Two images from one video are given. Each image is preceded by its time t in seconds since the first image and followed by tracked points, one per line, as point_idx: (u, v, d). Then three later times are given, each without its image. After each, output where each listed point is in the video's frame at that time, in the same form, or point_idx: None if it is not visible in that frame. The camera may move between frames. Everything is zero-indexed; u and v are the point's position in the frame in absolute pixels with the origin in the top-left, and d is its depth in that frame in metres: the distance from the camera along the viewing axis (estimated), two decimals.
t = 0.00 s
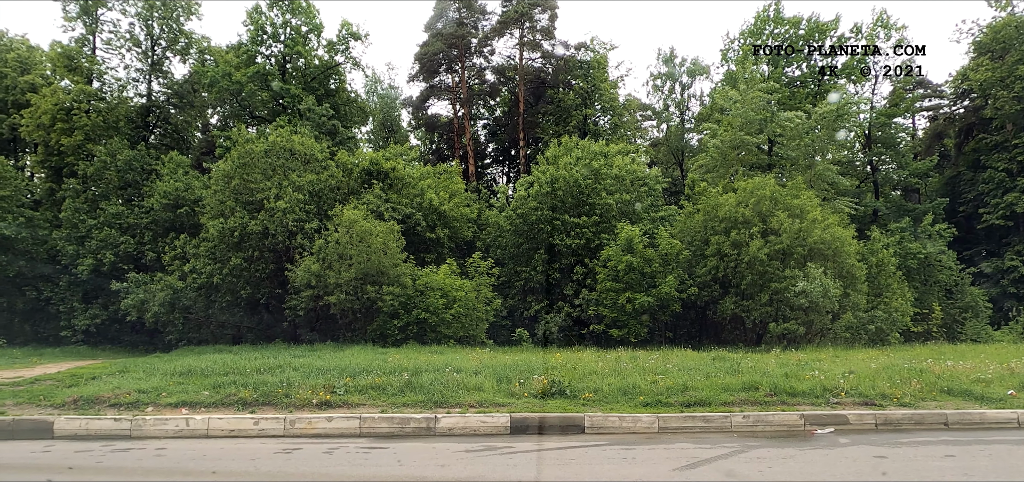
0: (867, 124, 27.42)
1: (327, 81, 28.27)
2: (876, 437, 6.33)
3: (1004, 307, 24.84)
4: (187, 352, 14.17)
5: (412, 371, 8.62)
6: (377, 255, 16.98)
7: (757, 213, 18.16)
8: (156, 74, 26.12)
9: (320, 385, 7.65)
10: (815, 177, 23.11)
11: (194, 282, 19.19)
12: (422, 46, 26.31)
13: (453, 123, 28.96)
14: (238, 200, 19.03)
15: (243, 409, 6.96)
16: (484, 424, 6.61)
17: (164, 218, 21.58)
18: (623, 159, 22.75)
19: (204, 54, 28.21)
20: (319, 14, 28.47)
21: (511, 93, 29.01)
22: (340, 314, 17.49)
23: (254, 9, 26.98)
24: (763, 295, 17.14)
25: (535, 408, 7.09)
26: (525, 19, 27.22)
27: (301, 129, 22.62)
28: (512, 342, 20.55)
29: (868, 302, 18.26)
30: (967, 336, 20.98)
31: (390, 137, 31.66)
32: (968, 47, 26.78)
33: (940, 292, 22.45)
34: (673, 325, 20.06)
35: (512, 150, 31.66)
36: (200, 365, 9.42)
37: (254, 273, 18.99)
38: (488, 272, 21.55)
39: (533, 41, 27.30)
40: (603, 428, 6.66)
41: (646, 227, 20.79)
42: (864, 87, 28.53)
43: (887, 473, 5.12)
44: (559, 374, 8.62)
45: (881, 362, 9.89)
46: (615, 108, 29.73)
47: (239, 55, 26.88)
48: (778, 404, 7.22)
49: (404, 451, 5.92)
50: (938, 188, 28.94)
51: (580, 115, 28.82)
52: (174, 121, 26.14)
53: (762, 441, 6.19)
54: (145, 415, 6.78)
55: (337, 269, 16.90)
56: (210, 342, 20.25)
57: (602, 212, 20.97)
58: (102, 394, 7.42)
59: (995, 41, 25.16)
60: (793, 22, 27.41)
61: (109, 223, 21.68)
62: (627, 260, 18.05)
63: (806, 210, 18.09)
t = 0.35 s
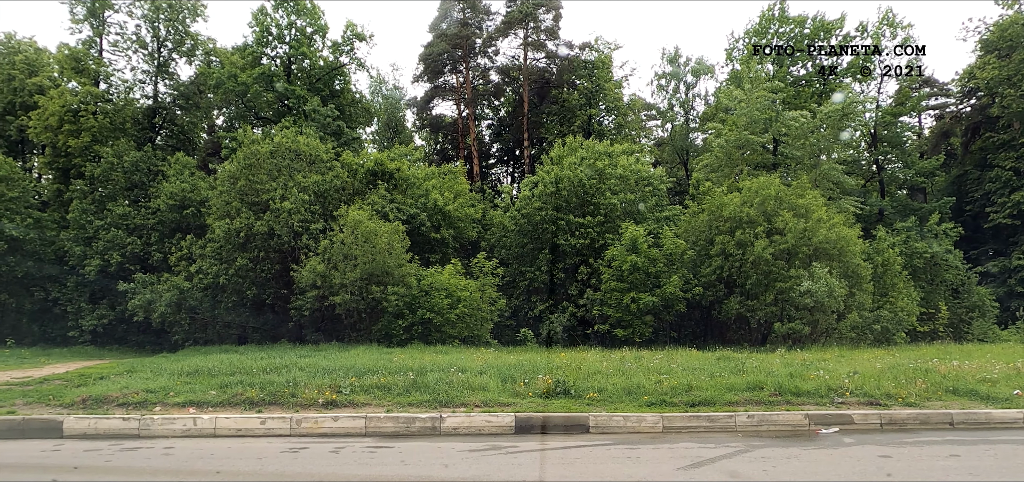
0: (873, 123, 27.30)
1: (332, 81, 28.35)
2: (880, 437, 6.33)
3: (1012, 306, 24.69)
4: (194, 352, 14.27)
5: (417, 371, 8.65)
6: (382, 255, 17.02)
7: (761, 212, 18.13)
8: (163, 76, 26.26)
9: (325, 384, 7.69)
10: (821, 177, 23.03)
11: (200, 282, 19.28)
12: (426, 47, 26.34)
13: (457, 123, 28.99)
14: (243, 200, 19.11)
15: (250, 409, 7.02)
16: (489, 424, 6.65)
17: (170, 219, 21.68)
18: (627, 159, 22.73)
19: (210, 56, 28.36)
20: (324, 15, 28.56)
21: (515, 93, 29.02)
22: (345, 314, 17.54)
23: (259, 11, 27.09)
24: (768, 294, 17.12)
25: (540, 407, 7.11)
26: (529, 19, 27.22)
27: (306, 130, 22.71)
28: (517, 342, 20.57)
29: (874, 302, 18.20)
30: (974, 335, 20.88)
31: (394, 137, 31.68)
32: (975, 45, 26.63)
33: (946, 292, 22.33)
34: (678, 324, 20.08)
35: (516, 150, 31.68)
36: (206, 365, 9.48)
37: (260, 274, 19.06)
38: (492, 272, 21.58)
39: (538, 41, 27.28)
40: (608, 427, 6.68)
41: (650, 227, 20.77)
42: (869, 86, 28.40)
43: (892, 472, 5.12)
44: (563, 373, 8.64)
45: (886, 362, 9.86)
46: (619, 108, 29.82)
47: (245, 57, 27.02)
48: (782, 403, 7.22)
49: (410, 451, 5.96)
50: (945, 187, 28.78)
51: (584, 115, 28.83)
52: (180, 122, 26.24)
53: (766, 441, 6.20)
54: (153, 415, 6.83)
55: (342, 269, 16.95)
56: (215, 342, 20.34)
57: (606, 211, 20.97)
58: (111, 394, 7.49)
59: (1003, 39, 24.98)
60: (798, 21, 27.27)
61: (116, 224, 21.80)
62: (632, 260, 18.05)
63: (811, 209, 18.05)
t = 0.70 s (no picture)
0: (878, 122, 27.22)
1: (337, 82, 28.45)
2: (885, 437, 6.34)
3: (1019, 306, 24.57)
4: (201, 352, 14.37)
5: (422, 371, 8.70)
6: (386, 255, 17.08)
7: (766, 212, 18.12)
8: (169, 77, 26.38)
9: (331, 384, 7.76)
10: (825, 177, 22.99)
11: (206, 283, 19.36)
12: (431, 47, 26.39)
13: (461, 124, 29.04)
14: (249, 201, 19.18)
15: (257, 408, 7.08)
16: (493, 424, 6.69)
17: (176, 220, 21.78)
18: (632, 159, 22.74)
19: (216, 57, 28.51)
20: (329, 16, 28.67)
21: (520, 93, 29.03)
22: (350, 314, 17.59)
23: (264, 12, 27.21)
24: (773, 294, 17.11)
25: (544, 407, 7.16)
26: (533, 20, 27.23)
27: (311, 131, 22.79)
28: (521, 342, 20.60)
29: (879, 302, 18.16)
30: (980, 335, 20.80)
31: (398, 138, 31.73)
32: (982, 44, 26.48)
33: (952, 291, 22.23)
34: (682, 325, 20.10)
35: (520, 151, 31.73)
36: (213, 365, 9.54)
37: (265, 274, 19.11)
38: (497, 272, 21.63)
39: (542, 42, 27.27)
40: (612, 427, 6.71)
41: (654, 227, 20.77)
42: (875, 85, 28.30)
43: (895, 471, 5.14)
44: (567, 373, 8.67)
45: (891, 363, 9.84)
46: (623, 108, 29.81)
47: (250, 58, 27.17)
48: (786, 403, 7.24)
49: (415, 450, 6.00)
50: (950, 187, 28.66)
51: (588, 115, 28.86)
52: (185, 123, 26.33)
53: (771, 440, 6.23)
54: (161, 414, 6.90)
55: (347, 270, 17.01)
56: (221, 342, 20.42)
57: (611, 212, 20.97)
58: (120, 394, 7.57)
59: (1010, 37, 24.79)
60: (803, 20, 27.17)
61: (122, 225, 21.93)
62: (636, 260, 18.07)
63: (816, 209, 18.01)
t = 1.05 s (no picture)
0: (882, 122, 27.20)
1: (341, 83, 28.55)
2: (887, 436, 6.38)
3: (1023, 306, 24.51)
4: (207, 352, 14.47)
5: (427, 371, 8.77)
6: (391, 256, 17.15)
7: (769, 212, 18.15)
8: (174, 79, 26.53)
9: (337, 384, 7.84)
10: (829, 177, 22.99)
11: (212, 283, 19.48)
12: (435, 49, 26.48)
13: (465, 124, 29.11)
14: (254, 202, 19.29)
15: (263, 408, 7.16)
16: (498, 423, 6.76)
17: (182, 220, 21.90)
18: (635, 159, 22.79)
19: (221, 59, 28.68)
20: (333, 17, 28.79)
21: (523, 94, 29.07)
22: (354, 314, 17.67)
23: (269, 14, 27.36)
24: (777, 294, 17.14)
25: (548, 406, 7.22)
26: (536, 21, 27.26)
27: (315, 132, 22.91)
28: (525, 342, 20.66)
29: (882, 302, 18.17)
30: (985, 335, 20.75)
31: (402, 139, 31.85)
32: (987, 43, 26.40)
33: (957, 291, 22.17)
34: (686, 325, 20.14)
35: (523, 151, 31.81)
36: (220, 365, 9.64)
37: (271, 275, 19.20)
38: (500, 272, 21.70)
39: (546, 42, 27.32)
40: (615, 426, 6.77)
41: (658, 228, 20.81)
42: (879, 84, 28.25)
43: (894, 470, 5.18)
44: (571, 373, 8.74)
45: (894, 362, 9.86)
46: (626, 108, 29.72)
47: (255, 60, 27.31)
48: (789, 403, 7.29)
49: (420, 449, 6.07)
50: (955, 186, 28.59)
51: (592, 115, 28.89)
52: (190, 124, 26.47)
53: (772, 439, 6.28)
54: (170, 413, 6.98)
55: (352, 270, 17.10)
56: (226, 342, 20.53)
57: (614, 212, 21.03)
58: (129, 393, 7.67)
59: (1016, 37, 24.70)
60: (807, 20, 27.14)
61: (129, 226, 22.06)
62: (639, 261, 18.13)
63: (819, 209, 18.02)
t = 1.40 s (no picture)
0: (885, 122, 27.22)
1: (344, 84, 28.64)
2: (887, 435, 6.44)
3: None
4: (212, 352, 14.60)
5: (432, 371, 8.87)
6: (394, 257, 17.25)
7: (771, 212, 18.19)
8: (179, 81, 26.73)
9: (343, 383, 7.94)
10: (831, 177, 23.04)
11: (217, 283, 19.61)
12: (438, 50, 26.58)
13: (467, 125, 29.18)
14: (258, 203, 19.41)
15: (271, 407, 7.27)
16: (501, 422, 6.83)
17: (187, 221, 22.04)
18: (638, 160, 22.86)
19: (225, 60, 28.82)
20: (337, 19, 28.92)
21: (526, 95, 29.13)
22: (358, 315, 17.77)
23: (273, 15, 27.51)
24: (779, 295, 17.19)
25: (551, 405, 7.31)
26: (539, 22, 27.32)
27: (319, 134, 23.03)
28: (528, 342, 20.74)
29: (884, 302, 18.20)
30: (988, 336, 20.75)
31: (405, 139, 31.95)
32: (990, 43, 26.37)
33: (960, 291, 22.15)
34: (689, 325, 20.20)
35: (526, 151, 31.90)
36: (226, 365, 9.75)
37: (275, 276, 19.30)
38: (503, 273, 21.78)
39: (549, 43, 27.40)
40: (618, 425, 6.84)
41: (660, 228, 20.88)
42: (882, 85, 28.24)
43: (893, 469, 5.23)
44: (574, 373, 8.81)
45: (895, 362, 9.91)
46: (629, 108, 29.50)
47: (259, 61, 27.44)
48: (790, 403, 7.35)
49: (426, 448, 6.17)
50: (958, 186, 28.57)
51: (595, 116, 28.96)
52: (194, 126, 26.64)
53: (773, 438, 6.35)
54: (178, 413, 7.08)
55: (356, 271, 17.20)
56: (231, 342, 20.64)
57: (617, 212, 21.09)
58: (139, 392, 7.78)
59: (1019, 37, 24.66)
60: (809, 20, 27.14)
61: (134, 227, 22.20)
62: (642, 261, 18.20)
63: (821, 210, 18.05)
